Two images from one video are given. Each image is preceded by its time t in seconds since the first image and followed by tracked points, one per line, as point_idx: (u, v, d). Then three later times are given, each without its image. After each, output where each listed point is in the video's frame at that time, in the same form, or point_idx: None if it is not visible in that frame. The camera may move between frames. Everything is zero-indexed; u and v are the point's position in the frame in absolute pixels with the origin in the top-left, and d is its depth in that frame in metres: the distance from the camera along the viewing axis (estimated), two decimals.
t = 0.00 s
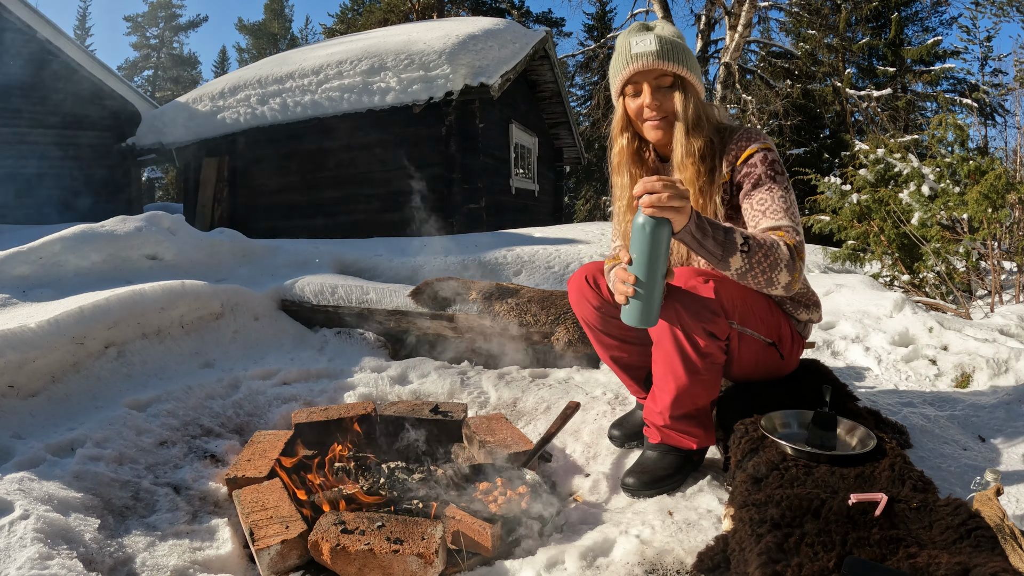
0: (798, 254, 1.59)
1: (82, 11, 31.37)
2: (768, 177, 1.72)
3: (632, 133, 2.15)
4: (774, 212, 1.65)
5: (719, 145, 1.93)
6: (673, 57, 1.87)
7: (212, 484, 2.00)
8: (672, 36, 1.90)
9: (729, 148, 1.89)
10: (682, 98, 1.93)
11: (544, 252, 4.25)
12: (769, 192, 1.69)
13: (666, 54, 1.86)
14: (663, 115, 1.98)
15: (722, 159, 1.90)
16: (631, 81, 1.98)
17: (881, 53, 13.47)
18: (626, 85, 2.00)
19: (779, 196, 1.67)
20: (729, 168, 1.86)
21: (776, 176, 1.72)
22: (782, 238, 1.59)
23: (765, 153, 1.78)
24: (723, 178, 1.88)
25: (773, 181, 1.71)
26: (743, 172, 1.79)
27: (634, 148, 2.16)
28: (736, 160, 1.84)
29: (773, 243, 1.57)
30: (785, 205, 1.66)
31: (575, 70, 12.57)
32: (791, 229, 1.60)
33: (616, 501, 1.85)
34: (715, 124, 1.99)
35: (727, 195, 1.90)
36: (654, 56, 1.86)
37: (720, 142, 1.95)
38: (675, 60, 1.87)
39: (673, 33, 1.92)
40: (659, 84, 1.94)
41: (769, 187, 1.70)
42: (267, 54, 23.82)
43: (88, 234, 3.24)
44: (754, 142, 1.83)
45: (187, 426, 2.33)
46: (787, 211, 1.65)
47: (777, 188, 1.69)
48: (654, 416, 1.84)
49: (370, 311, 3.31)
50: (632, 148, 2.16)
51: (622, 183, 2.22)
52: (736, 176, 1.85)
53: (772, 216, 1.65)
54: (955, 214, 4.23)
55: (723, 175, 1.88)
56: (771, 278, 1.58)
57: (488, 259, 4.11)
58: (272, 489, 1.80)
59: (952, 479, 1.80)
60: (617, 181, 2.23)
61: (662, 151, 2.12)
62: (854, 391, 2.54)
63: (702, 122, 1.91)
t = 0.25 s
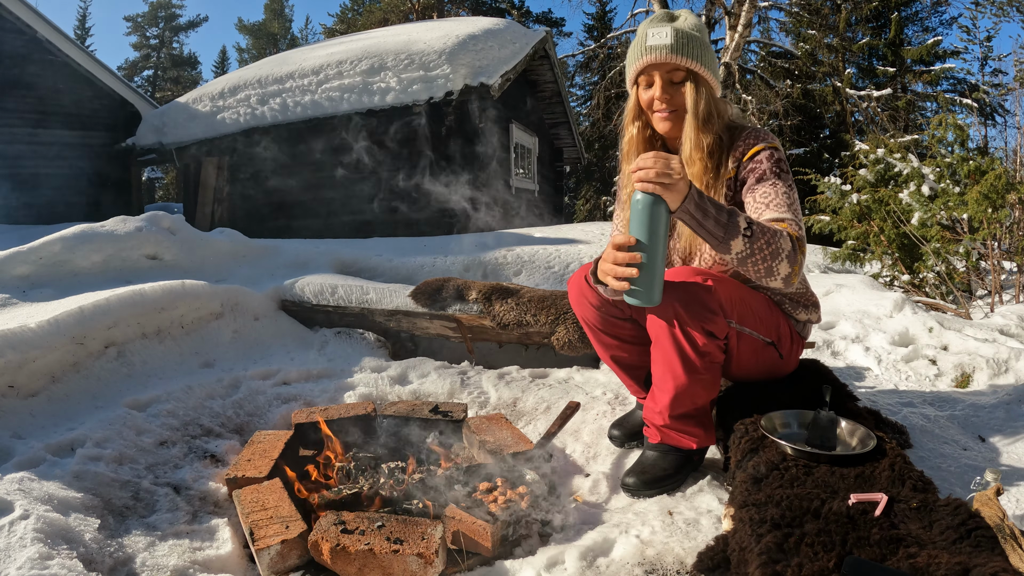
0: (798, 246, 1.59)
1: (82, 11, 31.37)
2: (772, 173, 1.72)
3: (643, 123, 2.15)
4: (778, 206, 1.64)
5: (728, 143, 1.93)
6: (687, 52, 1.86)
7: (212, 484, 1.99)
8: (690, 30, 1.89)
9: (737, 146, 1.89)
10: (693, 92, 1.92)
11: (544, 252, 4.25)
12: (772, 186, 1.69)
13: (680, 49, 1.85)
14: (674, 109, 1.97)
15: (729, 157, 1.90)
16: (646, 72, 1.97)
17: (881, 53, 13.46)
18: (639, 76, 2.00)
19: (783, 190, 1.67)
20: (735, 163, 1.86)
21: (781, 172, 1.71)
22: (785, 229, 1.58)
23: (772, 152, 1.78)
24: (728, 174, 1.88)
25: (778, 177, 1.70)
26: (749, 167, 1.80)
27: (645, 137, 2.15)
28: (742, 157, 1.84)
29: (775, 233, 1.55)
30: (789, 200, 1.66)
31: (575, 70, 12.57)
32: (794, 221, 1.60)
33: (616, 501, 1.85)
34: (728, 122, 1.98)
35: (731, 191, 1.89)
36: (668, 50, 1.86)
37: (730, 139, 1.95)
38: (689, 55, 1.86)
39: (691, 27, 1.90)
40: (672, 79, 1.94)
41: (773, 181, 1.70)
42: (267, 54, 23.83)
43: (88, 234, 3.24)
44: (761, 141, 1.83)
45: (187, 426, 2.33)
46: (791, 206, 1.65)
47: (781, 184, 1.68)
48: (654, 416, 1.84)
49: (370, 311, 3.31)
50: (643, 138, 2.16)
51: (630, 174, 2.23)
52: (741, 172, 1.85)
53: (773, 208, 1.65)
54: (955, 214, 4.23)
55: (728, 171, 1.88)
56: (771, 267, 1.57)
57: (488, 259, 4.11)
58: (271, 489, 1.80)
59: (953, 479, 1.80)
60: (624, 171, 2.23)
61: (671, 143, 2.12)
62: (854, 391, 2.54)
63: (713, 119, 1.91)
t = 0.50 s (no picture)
0: (786, 231, 1.58)
1: (82, 11, 31.31)
2: (771, 164, 1.73)
3: (653, 122, 2.12)
4: (771, 192, 1.65)
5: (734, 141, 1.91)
6: (690, 59, 1.80)
7: (212, 484, 1.99)
8: (694, 32, 1.82)
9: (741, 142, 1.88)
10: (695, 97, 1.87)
11: (544, 252, 4.25)
12: (769, 175, 1.70)
13: (682, 57, 1.80)
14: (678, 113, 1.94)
15: (734, 153, 1.89)
16: (649, 77, 1.94)
17: (881, 53, 13.46)
18: (643, 80, 1.97)
19: (780, 179, 1.68)
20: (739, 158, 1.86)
21: (780, 164, 1.72)
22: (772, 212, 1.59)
23: (774, 146, 1.78)
24: (732, 168, 1.88)
25: (776, 168, 1.71)
26: (751, 159, 1.81)
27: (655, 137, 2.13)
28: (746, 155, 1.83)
29: (759, 214, 1.55)
30: (786, 188, 1.66)
31: (575, 70, 12.57)
32: (784, 206, 1.62)
33: (616, 501, 1.85)
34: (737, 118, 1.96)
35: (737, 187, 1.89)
36: (669, 59, 1.81)
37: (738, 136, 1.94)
38: (692, 61, 1.80)
39: (696, 28, 1.83)
40: (673, 84, 1.89)
41: (770, 171, 1.71)
42: (267, 54, 23.83)
43: (88, 234, 3.25)
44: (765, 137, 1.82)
45: (188, 426, 2.33)
46: (787, 194, 1.66)
47: (778, 173, 1.69)
48: (654, 416, 1.84)
49: (370, 311, 3.32)
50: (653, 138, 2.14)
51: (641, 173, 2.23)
52: (744, 166, 1.85)
53: (764, 195, 1.66)
54: (955, 214, 4.23)
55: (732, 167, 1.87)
56: (753, 248, 1.56)
57: (488, 259, 4.11)
58: (272, 489, 1.80)
59: (953, 478, 1.80)
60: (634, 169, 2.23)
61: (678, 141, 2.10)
62: (854, 391, 2.54)
63: (719, 120, 1.88)
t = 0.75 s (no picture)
0: (767, 238, 1.57)
1: (82, 11, 31.31)
2: (757, 170, 1.69)
3: (646, 129, 2.09)
4: (755, 198, 1.63)
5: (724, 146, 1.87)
6: (679, 69, 1.78)
7: (212, 484, 1.99)
8: (685, 40, 1.79)
9: (731, 147, 1.83)
10: (684, 105, 1.84)
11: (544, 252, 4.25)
12: (754, 181, 1.67)
13: (671, 66, 1.78)
14: (669, 120, 1.91)
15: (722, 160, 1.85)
16: (640, 85, 1.91)
17: (881, 53, 13.45)
18: (635, 88, 1.95)
19: (765, 186, 1.65)
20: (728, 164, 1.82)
21: (766, 170, 1.68)
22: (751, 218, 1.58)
23: (762, 152, 1.74)
24: (720, 175, 1.83)
25: (762, 174, 1.68)
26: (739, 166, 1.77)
27: (648, 144, 2.09)
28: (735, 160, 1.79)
29: (740, 219, 1.55)
30: (770, 195, 1.63)
31: (575, 70, 12.57)
32: (766, 212, 1.59)
33: (616, 501, 1.85)
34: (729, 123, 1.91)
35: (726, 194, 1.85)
36: (657, 68, 1.79)
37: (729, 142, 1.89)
38: (681, 71, 1.78)
39: (687, 36, 1.80)
40: (663, 93, 1.87)
41: (756, 177, 1.68)
42: (267, 54, 23.84)
43: (88, 234, 3.25)
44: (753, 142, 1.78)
45: (187, 426, 2.33)
46: (772, 201, 1.63)
47: (764, 179, 1.66)
48: (653, 416, 1.84)
49: (370, 311, 3.32)
50: (646, 145, 2.10)
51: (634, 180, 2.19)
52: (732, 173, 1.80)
53: (749, 200, 1.64)
54: (955, 214, 4.23)
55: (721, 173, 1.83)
56: (733, 255, 1.56)
57: (488, 259, 4.11)
58: (272, 489, 1.80)
59: (953, 479, 1.80)
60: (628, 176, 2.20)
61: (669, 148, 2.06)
62: (854, 391, 2.54)
63: (710, 128, 1.84)
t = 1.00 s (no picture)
0: (740, 270, 1.50)
1: (83, 11, 31.32)
2: (736, 189, 1.59)
3: (622, 138, 2.07)
4: (730, 224, 1.54)
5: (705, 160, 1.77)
6: (657, 79, 1.68)
7: (212, 484, 1.99)
8: (666, 50, 1.70)
9: (712, 161, 1.73)
10: (663, 116, 1.74)
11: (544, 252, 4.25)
12: (733, 203, 1.57)
13: (649, 77, 1.68)
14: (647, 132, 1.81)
15: (703, 175, 1.74)
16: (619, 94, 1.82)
17: (881, 53, 13.44)
18: (613, 97, 1.86)
19: (742, 207, 1.55)
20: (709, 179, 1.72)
21: (744, 190, 1.58)
22: (721, 251, 1.52)
23: (744, 167, 1.64)
24: (701, 192, 1.74)
25: (740, 194, 1.58)
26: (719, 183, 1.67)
27: (623, 153, 2.07)
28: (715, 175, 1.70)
29: (705, 257, 1.51)
30: (749, 217, 1.53)
31: (575, 70, 12.57)
32: (741, 240, 1.51)
33: (616, 501, 1.85)
34: (711, 135, 1.82)
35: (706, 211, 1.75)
36: (636, 78, 1.69)
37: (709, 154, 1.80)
38: (660, 82, 1.68)
39: (669, 46, 1.71)
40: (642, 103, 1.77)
41: (734, 198, 1.58)
42: (267, 53, 23.85)
43: (88, 234, 3.25)
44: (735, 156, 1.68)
45: (188, 426, 2.33)
46: (749, 225, 1.53)
47: (743, 200, 1.56)
48: (653, 416, 1.85)
49: (370, 311, 3.31)
50: (623, 154, 2.07)
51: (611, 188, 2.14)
52: (712, 190, 1.71)
53: (727, 227, 1.54)
54: (955, 214, 4.23)
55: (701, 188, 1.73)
56: (705, 294, 1.52)
57: (488, 259, 4.11)
58: (272, 489, 1.80)
59: (953, 479, 1.80)
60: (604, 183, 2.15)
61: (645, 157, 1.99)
62: (854, 391, 2.54)
63: (688, 141, 1.75)
